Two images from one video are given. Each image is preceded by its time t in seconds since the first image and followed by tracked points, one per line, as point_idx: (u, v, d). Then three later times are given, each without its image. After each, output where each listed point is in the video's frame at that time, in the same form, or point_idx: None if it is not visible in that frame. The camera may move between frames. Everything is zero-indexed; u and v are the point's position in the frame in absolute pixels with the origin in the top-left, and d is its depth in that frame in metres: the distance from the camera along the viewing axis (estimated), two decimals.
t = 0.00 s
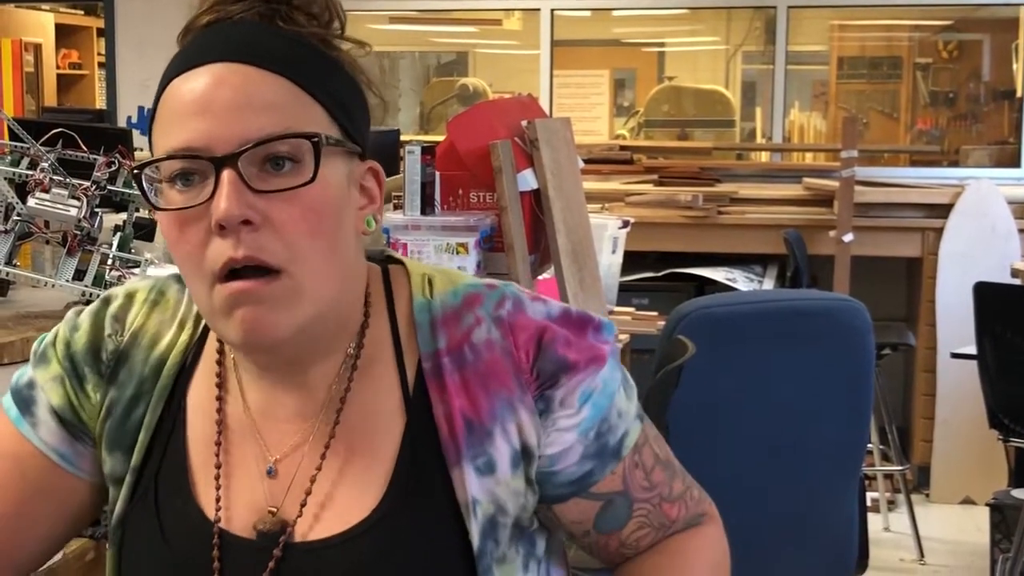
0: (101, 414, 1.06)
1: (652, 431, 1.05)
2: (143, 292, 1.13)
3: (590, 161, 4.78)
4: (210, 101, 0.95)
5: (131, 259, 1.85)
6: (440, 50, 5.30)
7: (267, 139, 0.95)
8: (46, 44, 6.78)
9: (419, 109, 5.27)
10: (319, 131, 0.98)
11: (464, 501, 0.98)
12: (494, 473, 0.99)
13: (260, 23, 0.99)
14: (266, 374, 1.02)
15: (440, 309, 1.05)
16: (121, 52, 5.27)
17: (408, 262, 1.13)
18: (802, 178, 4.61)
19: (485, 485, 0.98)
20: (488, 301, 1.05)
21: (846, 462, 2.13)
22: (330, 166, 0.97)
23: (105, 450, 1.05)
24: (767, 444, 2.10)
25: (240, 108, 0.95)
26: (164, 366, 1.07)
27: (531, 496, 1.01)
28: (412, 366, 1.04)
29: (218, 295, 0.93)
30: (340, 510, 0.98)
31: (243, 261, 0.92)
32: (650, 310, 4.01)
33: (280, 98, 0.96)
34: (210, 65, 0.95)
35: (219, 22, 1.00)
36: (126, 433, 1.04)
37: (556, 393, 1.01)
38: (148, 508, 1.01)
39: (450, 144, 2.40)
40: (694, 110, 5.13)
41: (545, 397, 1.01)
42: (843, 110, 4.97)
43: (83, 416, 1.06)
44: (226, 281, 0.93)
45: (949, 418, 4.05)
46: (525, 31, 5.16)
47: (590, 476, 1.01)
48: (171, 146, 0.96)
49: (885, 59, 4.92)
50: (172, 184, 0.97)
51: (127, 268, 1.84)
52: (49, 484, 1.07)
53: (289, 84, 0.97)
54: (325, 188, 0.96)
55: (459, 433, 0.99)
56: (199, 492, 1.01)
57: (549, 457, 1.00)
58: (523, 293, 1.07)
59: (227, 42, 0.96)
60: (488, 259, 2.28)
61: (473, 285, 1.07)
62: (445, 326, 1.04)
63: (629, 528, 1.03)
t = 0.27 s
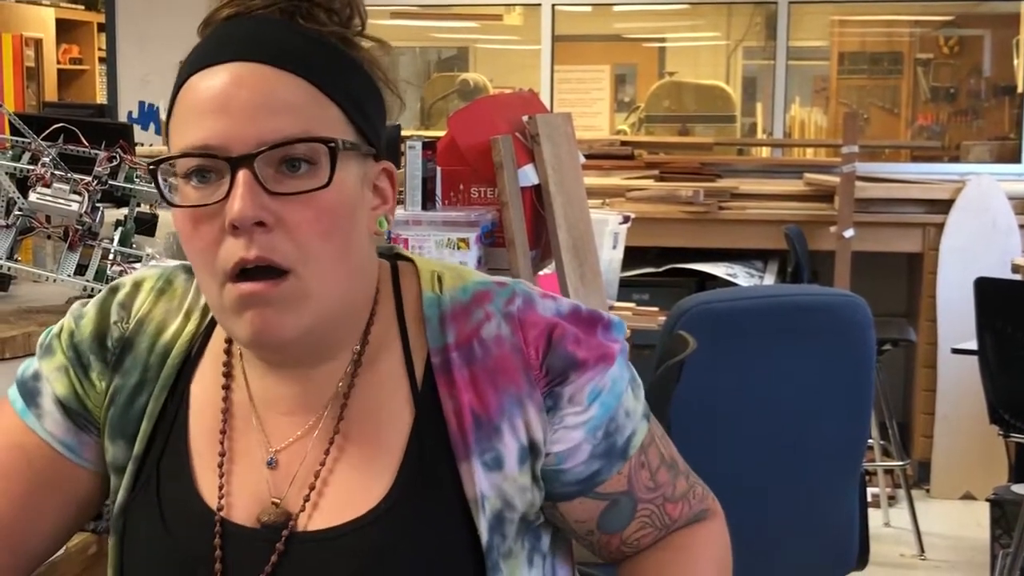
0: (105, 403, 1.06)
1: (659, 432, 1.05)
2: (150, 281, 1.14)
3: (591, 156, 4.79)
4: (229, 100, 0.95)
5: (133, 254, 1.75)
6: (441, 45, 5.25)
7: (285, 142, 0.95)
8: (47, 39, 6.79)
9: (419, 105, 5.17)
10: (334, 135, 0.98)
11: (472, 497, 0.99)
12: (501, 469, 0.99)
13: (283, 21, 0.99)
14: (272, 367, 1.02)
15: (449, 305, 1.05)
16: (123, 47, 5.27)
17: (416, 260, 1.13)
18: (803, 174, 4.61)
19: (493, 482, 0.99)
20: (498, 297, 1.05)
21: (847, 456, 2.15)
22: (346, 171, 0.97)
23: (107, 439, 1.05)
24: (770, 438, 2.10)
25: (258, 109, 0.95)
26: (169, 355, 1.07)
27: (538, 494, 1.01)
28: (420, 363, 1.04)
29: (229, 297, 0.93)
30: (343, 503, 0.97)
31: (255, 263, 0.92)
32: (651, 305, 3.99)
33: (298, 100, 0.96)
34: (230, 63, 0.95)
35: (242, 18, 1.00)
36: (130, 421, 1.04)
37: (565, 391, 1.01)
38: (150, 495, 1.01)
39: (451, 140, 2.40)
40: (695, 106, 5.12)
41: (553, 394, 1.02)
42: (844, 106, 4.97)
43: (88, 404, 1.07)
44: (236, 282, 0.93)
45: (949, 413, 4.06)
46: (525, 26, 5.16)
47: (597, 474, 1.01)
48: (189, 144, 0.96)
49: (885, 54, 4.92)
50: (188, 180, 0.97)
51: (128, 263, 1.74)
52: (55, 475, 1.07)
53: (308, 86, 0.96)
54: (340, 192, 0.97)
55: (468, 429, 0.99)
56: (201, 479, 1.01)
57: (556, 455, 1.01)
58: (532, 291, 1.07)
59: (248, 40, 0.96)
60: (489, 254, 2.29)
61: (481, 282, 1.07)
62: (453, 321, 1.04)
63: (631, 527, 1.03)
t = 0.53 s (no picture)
0: (102, 402, 1.06)
1: (650, 419, 1.06)
2: (147, 281, 1.14)
3: (592, 153, 4.79)
4: (254, 102, 0.95)
5: (134, 251, 1.76)
6: (441, 41, 5.25)
7: (306, 152, 0.96)
8: (47, 36, 6.78)
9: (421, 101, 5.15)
10: (354, 152, 0.99)
11: (465, 483, 0.99)
12: (493, 455, 1.00)
13: (313, 26, 1.00)
14: (267, 363, 1.02)
15: (436, 296, 1.06)
16: (124, 44, 5.26)
17: (403, 255, 1.14)
18: (804, 171, 4.61)
19: (485, 468, 1.00)
20: (483, 286, 1.06)
21: (844, 447, 2.16)
22: (362, 186, 0.98)
23: (104, 438, 1.06)
24: (769, 433, 2.10)
25: (282, 116, 0.95)
26: (165, 355, 1.08)
27: (530, 481, 1.02)
28: (411, 356, 1.04)
29: (231, 296, 0.94)
30: (339, 498, 0.98)
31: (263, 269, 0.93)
32: (650, 302, 4.04)
33: (322, 110, 0.96)
34: (259, 67, 0.95)
35: (271, 16, 1.00)
36: (126, 420, 1.05)
37: (553, 375, 1.02)
38: (147, 494, 1.01)
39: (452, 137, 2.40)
40: (695, 102, 5.13)
41: (541, 379, 1.03)
42: (845, 102, 4.96)
43: (85, 403, 1.07)
44: (240, 283, 0.94)
45: (949, 409, 4.06)
46: (527, 23, 5.15)
47: (589, 460, 1.02)
48: (206, 141, 0.96)
49: (886, 51, 4.92)
50: (201, 174, 0.97)
51: (128, 261, 1.75)
52: (54, 474, 1.07)
53: (334, 98, 0.97)
54: (355, 206, 0.98)
55: (458, 416, 1.00)
56: (198, 477, 1.02)
57: (547, 441, 1.01)
58: (519, 279, 1.08)
59: (279, 44, 0.96)
60: (490, 250, 2.30)
61: (468, 272, 1.08)
62: (441, 312, 1.05)
63: (625, 514, 1.04)
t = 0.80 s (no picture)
0: (97, 399, 1.07)
1: (644, 422, 1.06)
2: (144, 278, 1.14)
3: (592, 150, 4.79)
4: (251, 101, 0.95)
5: (134, 249, 1.76)
6: (441, 40, 5.25)
7: (300, 151, 0.96)
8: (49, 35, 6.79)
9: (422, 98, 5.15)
10: (347, 153, 0.99)
11: (455, 487, 1.00)
12: (484, 460, 1.00)
13: (310, 27, 1.00)
14: (258, 359, 1.03)
15: (429, 300, 1.06)
16: (125, 42, 5.27)
17: (398, 258, 1.14)
18: (804, 168, 4.61)
19: (476, 472, 1.00)
20: (476, 291, 1.06)
21: (844, 446, 2.16)
22: (354, 188, 0.99)
23: (98, 434, 1.06)
24: (766, 433, 2.10)
25: (278, 115, 0.95)
26: (160, 353, 1.08)
27: (522, 484, 1.02)
28: (402, 357, 1.05)
29: (221, 285, 0.94)
30: (328, 497, 0.99)
31: (254, 263, 0.93)
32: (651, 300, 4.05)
33: (317, 111, 0.97)
34: (256, 65, 0.95)
35: (269, 16, 1.00)
36: (120, 418, 1.05)
37: (545, 380, 1.02)
38: (140, 492, 1.02)
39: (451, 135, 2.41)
40: (696, 100, 5.13)
41: (533, 384, 1.02)
42: (845, 99, 4.96)
43: (81, 399, 1.07)
44: (230, 268, 0.93)
45: (950, 406, 4.06)
46: (527, 20, 5.16)
47: (581, 464, 1.02)
48: (202, 138, 0.96)
49: (886, 48, 4.92)
50: (195, 170, 0.97)
51: (129, 258, 1.75)
52: (50, 470, 1.08)
53: (329, 99, 0.97)
54: (347, 206, 0.98)
55: (449, 420, 1.00)
56: (189, 474, 1.02)
57: (539, 445, 1.01)
58: (511, 284, 1.08)
59: (276, 43, 0.96)
60: (490, 248, 2.30)
61: (460, 277, 1.08)
62: (433, 316, 1.05)
63: (618, 517, 1.04)
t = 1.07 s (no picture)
0: (105, 396, 1.07)
1: (650, 421, 1.07)
2: (150, 277, 1.14)
3: (593, 148, 4.79)
4: (279, 100, 0.95)
5: (135, 247, 1.77)
6: (443, 37, 5.24)
7: (325, 153, 0.96)
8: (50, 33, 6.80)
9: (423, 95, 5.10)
10: (370, 157, 1.00)
11: (462, 483, 1.00)
12: (491, 456, 1.00)
13: (339, 29, 1.00)
14: (268, 353, 1.04)
15: (438, 298, 1.07)
16: (126, 40, 5.27)
17: (406, 255, 1.15)
18: (806, 164, 4.62)
19: (483, 468, 1.00)
20: (485, 289, 1.07)
21: (844, 445, 2.17)
22: (374, 192, 0.99)
23: (105, 431, 1.06)
24: (770, 429, 2.10)
25: (306, 116, 0.96)
26: (167, 351, 1.08)
27: (528, 481, 1.03)
28: (410, 354, 1.05)
29: (238, 280, 0.95)
30: (337, 491, 0.99)
31: (272, 262, 0.94)
32: (652, 297, 4.05)
33: (343, 113, 0.97)
34: (286, 65, 0.96)
35: (298, 15, 1.00)
36: (129, 415, 1.05)
37: (552, 378, 1.03)
38: (148, 487, 1.02)
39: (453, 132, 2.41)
40: (697, 97, 5.13)
41: (541, 382, 1.03)
42: (846, 96, 4.96)
43: (89, 397, 1.07)
44: (248, 265, 0.94)
45: (951, 403, 4.06)
46: (528, 17, 5.15)
47: (586, 462, 1.03)
48: (227, 134, 0.96)
49: (887, 45, 4.93)
50: (218, 165, 0.97)
51: (130, 257, 1.76)
52: (56, 467, 1.08)
53: (355, 102, 0.98)
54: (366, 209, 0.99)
55: (457, 416, 1.01)
56: (198, 468, 1.03)
57: (546, 442, 1.02)
58: (519, 283, 1.08)
59: (305, 44, 0.97)
60: (492, 246, 2.31)
61: (469, 275, 1.08)
62: (442, 313, 1.05)
63: (622, 514, 1.05)
